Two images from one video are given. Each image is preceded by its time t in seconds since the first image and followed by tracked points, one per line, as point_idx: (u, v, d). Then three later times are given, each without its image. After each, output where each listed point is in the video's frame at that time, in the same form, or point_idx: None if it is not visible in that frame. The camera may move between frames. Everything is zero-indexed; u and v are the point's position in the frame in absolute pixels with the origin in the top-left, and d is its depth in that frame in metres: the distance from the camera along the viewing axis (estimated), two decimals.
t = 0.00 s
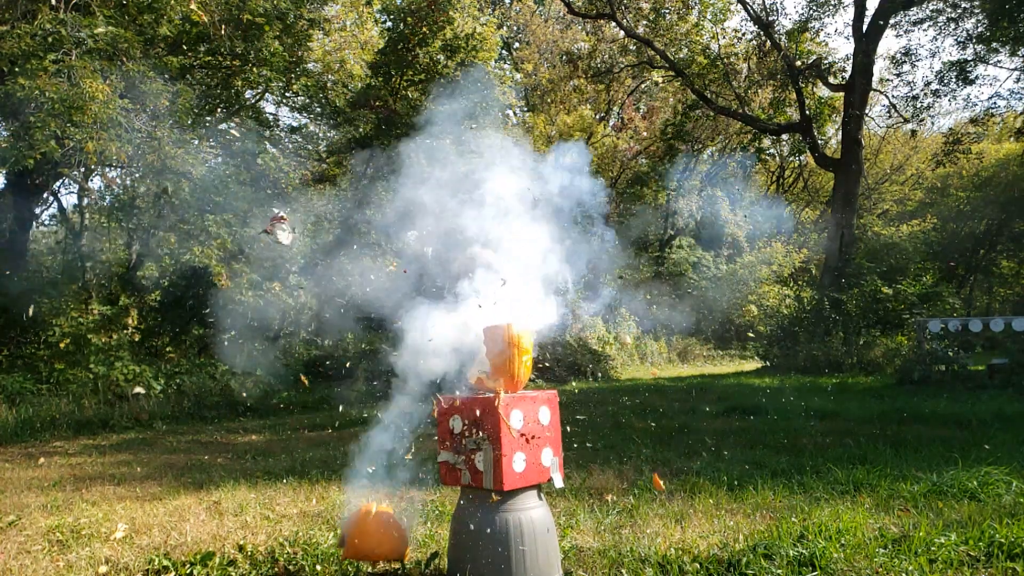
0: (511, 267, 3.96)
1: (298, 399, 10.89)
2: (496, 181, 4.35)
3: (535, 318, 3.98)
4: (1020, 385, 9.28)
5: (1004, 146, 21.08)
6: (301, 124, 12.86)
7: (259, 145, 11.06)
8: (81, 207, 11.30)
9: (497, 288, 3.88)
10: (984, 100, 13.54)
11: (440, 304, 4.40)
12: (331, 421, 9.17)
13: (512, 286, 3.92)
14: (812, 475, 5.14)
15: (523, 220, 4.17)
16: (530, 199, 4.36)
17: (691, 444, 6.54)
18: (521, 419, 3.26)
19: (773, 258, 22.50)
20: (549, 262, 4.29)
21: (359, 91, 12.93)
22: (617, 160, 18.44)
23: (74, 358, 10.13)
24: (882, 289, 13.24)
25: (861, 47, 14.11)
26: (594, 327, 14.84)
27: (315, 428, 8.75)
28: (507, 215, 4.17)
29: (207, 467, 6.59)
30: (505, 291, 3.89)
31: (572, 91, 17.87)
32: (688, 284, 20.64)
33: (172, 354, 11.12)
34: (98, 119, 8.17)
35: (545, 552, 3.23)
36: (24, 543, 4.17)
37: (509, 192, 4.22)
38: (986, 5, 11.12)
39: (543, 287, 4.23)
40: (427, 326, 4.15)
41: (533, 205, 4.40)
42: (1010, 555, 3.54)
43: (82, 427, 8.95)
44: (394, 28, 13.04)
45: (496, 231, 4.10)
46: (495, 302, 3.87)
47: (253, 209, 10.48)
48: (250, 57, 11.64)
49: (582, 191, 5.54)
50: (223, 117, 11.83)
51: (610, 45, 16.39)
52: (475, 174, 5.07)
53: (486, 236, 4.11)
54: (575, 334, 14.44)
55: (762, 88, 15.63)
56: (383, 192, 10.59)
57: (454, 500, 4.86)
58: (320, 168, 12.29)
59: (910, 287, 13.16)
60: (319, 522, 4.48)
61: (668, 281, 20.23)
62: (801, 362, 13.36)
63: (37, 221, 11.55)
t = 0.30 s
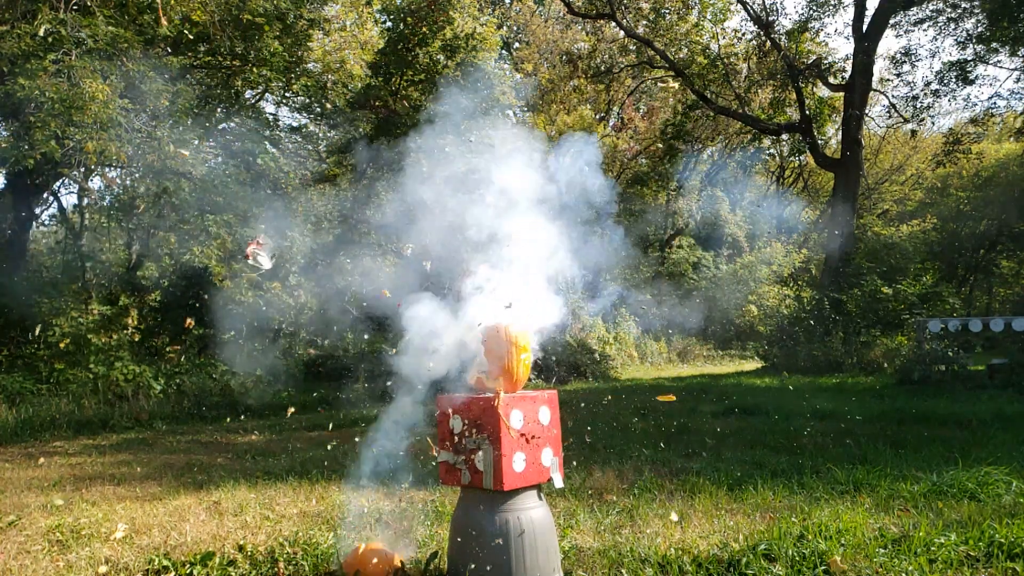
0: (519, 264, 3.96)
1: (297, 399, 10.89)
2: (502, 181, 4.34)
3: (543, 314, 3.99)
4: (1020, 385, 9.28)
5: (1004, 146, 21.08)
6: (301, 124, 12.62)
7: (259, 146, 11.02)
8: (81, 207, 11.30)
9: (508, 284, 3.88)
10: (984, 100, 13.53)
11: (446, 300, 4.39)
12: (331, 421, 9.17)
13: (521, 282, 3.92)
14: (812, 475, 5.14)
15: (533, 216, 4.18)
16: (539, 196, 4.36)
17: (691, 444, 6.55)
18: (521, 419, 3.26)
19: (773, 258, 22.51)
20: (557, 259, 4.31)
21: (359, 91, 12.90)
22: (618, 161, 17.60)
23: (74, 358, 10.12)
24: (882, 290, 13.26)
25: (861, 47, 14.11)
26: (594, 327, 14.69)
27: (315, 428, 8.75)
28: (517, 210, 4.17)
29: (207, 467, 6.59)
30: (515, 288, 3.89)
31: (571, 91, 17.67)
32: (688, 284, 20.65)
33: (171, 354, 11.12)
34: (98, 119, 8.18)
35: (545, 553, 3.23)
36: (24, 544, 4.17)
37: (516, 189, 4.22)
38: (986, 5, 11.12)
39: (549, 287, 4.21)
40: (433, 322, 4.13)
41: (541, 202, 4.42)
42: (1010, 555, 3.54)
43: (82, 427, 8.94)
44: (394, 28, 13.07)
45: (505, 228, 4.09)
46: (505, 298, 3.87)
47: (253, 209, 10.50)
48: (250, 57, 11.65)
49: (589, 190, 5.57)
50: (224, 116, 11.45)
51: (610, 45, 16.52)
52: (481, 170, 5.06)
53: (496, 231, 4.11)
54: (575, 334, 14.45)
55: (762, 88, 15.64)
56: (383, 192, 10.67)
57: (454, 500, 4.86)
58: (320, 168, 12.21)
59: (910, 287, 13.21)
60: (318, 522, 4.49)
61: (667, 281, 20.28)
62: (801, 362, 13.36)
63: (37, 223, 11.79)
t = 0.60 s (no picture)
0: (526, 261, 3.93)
1: (297, 399, 10.89)
2: (512, 177, 4.33)
3: (548, 313, 3.97)
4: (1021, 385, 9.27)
5: (1004, 146, 21.09)
6: (302, 124, 12.54)
7: (259, 145, 10.96)
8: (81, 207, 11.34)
9: (516, 277, 3.87)
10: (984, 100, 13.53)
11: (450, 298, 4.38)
12: (330, 421, 9.16)
13: (529, 277, 3.92)
14: (812, 475, 5.14)
15: (543, 213, 4.19)
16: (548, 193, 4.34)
17: (691, 444, 6.55)
18: (521, 419, 3.26)
19: (774, 258, 22.51)
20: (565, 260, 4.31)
21: (359, 91, 12.88)
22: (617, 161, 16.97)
23: (73, 358, 10.11)
24: (882, 290, 13.26)
25: (861, 47, 14.11)
26: (594, 327, 14.65)
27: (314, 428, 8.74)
28: (527, 208, 4.16)
29: (207, 467, 6.59)
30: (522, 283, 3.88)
31: (571, 91, 17.66)
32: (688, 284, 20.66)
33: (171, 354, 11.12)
34: (98, 119, 8.18)
35: (545, 553, 3.23)
36: (24, 543, 4.17)
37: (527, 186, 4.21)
38: (986, 5, 11.12)
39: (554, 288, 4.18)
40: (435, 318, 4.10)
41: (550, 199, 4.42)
42: (1010, 555, 3.55)
43: (82, 427, 8.94)
44: (394, 28, 13.07)
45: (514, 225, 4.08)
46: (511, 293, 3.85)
47: (252, 209, 10.51)
48: (250, 57, 11.67)
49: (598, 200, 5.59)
50: (224, 116, 11.42)
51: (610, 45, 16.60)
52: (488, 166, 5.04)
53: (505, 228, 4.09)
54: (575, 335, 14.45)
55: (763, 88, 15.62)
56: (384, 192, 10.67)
57: (454, 500, 4.85)
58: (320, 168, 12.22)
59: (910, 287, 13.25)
60: (318, 522, 4.48)
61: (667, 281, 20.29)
62: (801, 362, 13.37)
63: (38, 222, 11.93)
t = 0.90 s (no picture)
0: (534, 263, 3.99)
1: (297, 399, 10.89)
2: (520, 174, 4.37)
3: (553, 315, 4.02)
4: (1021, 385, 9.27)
5: (1004, 145, 21.11)
6: (301, 124, 12.49)
7: (259, 145, 11.03)
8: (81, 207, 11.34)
9: (524, 276, 3.92)
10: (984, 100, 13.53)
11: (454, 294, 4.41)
12: (331, 421, 9.17)
13: (537, 276, 3.96)
14: (812, 475, 5.14)
15: (553, 211, 4.24)
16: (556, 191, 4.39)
17: (691, 444, 6.55)
18: (520, 418, 3.26)
19: (774, 258, 22.52)
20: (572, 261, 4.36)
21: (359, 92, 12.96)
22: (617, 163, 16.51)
23: (74, 358, 10.12)
24: (882, 290, 13.28)
25: (861, 47, 14.12)
26: (594, 327, 14.66)
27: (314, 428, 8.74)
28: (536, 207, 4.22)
29: (207, 467, 6.59)
30: (529, 280, 3.92)
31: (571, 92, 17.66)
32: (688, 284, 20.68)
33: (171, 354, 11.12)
34: (98, 119, 8.19)
35: (545, 553, 3.23)
36: (24, 544, 4.17)
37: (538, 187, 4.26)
38: (986, 5, 11.11)
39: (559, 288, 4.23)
40: (437, 314, 4.12)
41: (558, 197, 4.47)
42: (1011, 555, 3.55)
43: (82, 427, 8.94)
44: (394, 29, 13.14)
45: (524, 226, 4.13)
46: (518, 288, 3.89)
47: (252, 210, 10.61)
48: (250, 57, 11.80)
49: (607, 205, 5.64)
50: (223, 116, 11.66)
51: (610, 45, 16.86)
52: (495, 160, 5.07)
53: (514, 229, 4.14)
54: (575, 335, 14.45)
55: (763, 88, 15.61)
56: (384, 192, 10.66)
57: (455, 500, 4.85)
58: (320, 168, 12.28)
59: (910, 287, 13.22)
60: (318, 522, 4.48)
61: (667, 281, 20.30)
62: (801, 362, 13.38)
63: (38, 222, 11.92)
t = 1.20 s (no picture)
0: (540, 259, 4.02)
1: (297, 399, 10.89)
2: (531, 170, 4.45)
3: (555, 315, 4.02)
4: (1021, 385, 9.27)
5: (1003, 146, 21.12)
6: (301, 125, 12.07)
7: (259, 145, 10.91)
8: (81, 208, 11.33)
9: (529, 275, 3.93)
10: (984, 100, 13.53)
11: (457, 291, 4.42)
12: (331, 421, 9.17)
13: (542, 276, 3.98)
14: (812, 476, 5.14)
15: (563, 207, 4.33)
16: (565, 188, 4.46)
17: (691, 444, 6.56)
18: (521, 419, 3.26)
19: (774, 258, 22.53)
20: (577, 260, 4.42)
21: (359, 91, 12.87)
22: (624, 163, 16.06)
23: (74, 358, 10.11)
24: (882, 290, 13.28)
25: (861, 47, 14.12)
26: (594, 327, 14.67)
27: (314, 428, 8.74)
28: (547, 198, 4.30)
29: (206, 467, 6.59)
30: (534, 278, 3.95)
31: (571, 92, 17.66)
32: (688, 284, 20.68)
33: (171, 354, 11.12)
34: (98, 119, 8.20)
35: (545, 552, 3.23)
36: (24, 544, 4.17)
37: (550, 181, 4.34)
38: (986, 5, 11.11)
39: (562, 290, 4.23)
40: (437, 308, 4.13)
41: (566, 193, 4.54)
42: (1010, 555, 3.55)
43: (82, 427, 8.93)
44: (394, 29, 13.23)
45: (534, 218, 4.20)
46: (524, 287, 3.90)
47: (253, 209, 10.54)
48: (250, 56, 11.80)
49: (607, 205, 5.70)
50: (223, 116, 11.19)
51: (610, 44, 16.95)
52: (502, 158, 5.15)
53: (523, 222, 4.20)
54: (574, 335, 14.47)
55: (763, 88, 15.63)
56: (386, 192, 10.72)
57: (455, 500, 4.85)
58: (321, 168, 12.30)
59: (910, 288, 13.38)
60: (318, 522, 4.48)
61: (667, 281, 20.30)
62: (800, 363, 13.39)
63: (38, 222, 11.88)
